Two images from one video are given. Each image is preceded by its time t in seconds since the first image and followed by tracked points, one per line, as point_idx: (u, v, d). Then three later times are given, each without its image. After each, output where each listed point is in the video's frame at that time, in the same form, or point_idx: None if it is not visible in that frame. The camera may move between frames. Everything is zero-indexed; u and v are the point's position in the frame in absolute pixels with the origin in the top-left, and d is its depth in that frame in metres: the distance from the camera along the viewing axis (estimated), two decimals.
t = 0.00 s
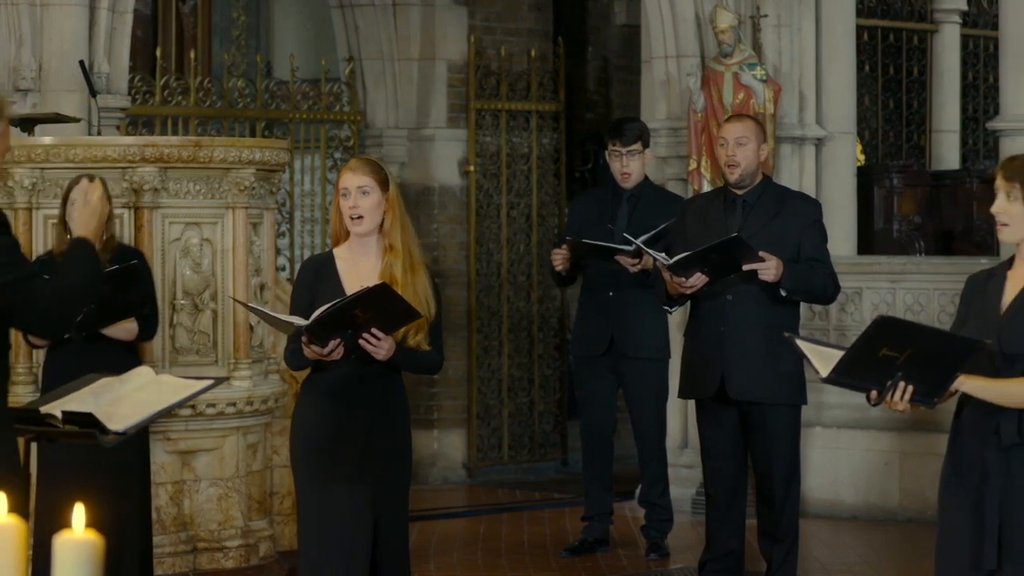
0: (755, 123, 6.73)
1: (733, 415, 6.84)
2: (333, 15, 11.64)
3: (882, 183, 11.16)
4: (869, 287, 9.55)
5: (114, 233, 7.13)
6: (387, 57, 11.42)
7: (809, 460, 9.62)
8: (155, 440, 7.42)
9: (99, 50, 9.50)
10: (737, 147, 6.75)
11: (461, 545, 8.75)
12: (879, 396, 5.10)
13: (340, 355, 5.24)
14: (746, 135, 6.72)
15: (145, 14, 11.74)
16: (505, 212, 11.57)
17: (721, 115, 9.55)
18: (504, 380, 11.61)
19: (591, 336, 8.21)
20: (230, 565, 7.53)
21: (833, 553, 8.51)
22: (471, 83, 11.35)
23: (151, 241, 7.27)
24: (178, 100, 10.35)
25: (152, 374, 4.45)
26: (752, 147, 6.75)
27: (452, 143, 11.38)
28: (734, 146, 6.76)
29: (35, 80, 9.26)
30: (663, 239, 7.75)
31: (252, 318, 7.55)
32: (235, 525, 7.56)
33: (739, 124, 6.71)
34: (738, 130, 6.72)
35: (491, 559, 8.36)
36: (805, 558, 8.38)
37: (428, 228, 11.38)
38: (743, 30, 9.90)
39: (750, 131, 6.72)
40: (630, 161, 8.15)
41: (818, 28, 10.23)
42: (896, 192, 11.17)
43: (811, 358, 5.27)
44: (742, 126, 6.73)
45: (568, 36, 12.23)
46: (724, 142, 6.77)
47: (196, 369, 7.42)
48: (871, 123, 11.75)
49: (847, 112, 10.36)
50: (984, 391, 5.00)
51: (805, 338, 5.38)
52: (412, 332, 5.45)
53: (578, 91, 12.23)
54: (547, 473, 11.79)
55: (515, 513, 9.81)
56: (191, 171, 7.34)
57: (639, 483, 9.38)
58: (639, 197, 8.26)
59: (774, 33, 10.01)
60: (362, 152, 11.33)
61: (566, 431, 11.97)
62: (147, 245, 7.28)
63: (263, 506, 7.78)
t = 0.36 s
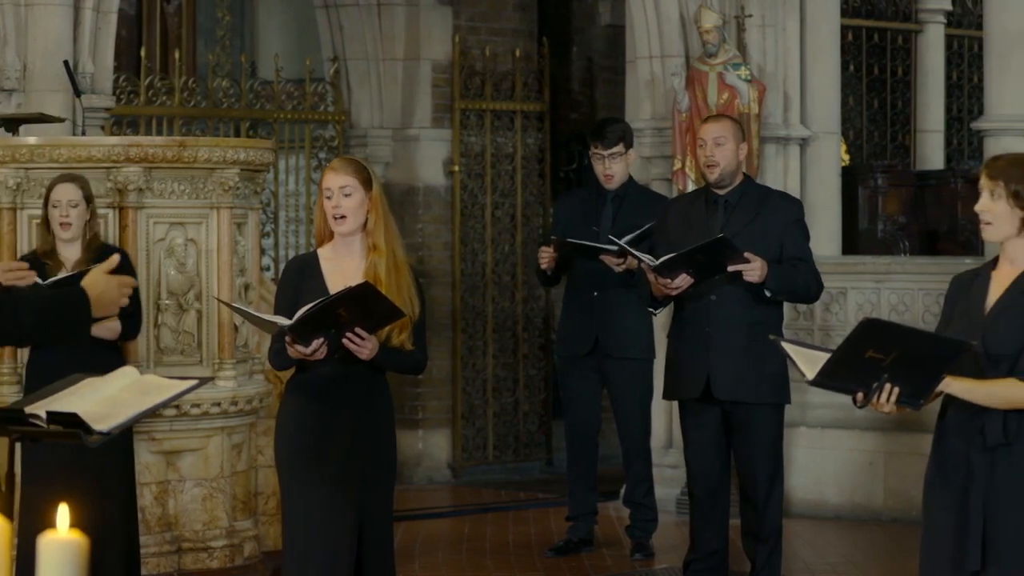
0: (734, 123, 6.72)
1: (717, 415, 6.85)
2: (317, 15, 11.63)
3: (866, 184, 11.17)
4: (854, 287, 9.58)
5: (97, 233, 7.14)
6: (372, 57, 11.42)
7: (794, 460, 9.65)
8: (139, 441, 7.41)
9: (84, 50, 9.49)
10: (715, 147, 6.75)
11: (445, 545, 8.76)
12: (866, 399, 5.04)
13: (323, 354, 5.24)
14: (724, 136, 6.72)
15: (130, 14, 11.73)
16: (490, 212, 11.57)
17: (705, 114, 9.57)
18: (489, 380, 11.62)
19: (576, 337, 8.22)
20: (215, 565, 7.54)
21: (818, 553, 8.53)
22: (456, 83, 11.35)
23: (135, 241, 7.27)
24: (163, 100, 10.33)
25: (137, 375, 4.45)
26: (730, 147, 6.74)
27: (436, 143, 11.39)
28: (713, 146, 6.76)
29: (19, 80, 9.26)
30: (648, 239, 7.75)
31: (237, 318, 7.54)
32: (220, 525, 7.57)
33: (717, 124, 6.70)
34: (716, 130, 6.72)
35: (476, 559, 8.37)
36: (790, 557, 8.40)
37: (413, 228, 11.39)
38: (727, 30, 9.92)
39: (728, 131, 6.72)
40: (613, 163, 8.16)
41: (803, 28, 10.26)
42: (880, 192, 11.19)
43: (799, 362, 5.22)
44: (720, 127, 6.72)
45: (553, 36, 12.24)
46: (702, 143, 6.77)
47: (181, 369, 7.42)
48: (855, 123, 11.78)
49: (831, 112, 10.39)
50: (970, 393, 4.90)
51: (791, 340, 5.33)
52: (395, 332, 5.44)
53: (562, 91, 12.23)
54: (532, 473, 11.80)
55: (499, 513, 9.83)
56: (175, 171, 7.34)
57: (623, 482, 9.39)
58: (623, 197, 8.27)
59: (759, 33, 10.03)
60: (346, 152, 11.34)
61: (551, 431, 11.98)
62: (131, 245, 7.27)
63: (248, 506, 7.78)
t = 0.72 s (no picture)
0: (718, 123, 6.74)
1: (706, 414, 6.86)
2: (307, 15, 11.63)
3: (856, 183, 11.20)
4: (845, 287, 9.58)
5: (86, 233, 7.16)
6: (362, 57, 11.42)
7: (783, 460, 9.67)
8: (129, 441, 7.41)
9: (73, 50, 9.49)
10: (700, 147, 6.77)
11: (435, 545, 8.77)
12: (857, 399, 5.00)
13: (311, 354, 5.24)
14: (709, 135, 6.73)
15: (120, 14, 11.73)
16: (479, 212, 11.58)
17: (694, 114, 9.59)
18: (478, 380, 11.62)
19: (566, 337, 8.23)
20: (204, 565, 7.54)
21: (807, 553, 8.54)
22: (446, 83, 11.36)
23: (125, 241, 7.28)
24: (152, 100, 10.32)
25: (126, 375, 4.45)
26: (715, 147, 6.76)
27: (426, 143, 11.39)
28: (697, 146, 6.78)
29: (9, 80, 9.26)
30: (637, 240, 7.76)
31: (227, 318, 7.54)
32: (210, 525, 7.57)
33: (701, 124, 6.72)
34: (701, 131, 6.73)
35: (466, 559, 8.38)
36: (780, 557, 8.42)
37: (402, 228, 11.39)
38: (717, 30, 9.94)
39: (713, 132, 6.73)
40: (602, 163, 8.17)
41: (792, 28, 10.27)
42: (870, 191, 11.22)
43: (788, 364, 5.19)
44: (705, 127, 6.74)
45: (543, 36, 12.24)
46: (687, 143, 6.79)
47: (171, 369, 7.41)
48: (845, 123, 11.81)
49: (822, 112, 10.39)
50: (959, 393, 4.90)
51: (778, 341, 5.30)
52: (383, 332, 5.44)
53: (552, 91, 12.24)
54: (521, 473, 11.81)
55: (489, 513, 9.84)
56: (165, 171, 7.33)
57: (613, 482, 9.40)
58: (612, 196, 8.27)
59: (748, 33, 10.06)
60: (336, 152, 11.34)
61: (541, 431, 11.98)
62: (120, 244, 7.29)
63: (238, 506, 7.78)
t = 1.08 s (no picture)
0: (702, 124, 6.74)
1: (695, 414, 6.87)
2: (296, 15, 11.63)
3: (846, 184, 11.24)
4: (834, 286, 9.62)
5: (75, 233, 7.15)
6: (352, 57, 11.42)
7: (773, 460, 9.68)
8: (119, 441, 7.42)
9: (63, 50, 9.49)
10: (683, 150, 6.77)
11: (425, 545, 8.77)
12: (846, 400, 4.94)
13: (299, 354, 5.23)
14: (694, 136, 6.74)
15: (110, 14, 11.72)
16: (469, 212, 11.59)
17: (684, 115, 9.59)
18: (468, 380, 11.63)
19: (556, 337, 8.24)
20: (194, 565, 7.54)
21: (797, 553, 8.55)
22: (436, 83, 11.37)
23: (114, 241, 7.27)
24: (142, 100, 10.32)
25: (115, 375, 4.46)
26: (700, 148, 6.77)
27: (416, 143, 11.39)
28: (680, 149, 6.78)
29: None
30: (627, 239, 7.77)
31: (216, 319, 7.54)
32: (199, 525, 7.57)
33: (685, 125, 6.74)
34: (685, 132, 6.74)
35: (456, 559, 8.39)
36: (769, 558, 8.43)
37: (392, 228, 11.39)
38: (707, 30, 9.94)
39: (696, 132, 6.74)
40: (592, 161, 8.17)
41: (783, 28, 10.28)
42: (860, 192, 11.26)
43: (777, 365, 5.19)
44: (689, 128, 6.75)
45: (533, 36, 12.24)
46: (671, 145, 6.79)
47: (161, 369, 7.41)
48: (835, 123, 11.84)
49: (811, 112, 10.41)
50: (946, 394, 4.88)
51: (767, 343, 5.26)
52: (372, 332, 5.43)
53: (542, 91, 12.25)
54: (511, 474, 11.81)
55: (479, 513, 9.84)
56: (154, 172, 7.33)
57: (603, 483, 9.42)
58: (603, 196, 8.28)
59: (738, 33, 10.06)
60: (326, 152, 11.33)
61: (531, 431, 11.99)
62: (110, 245, 7.27)
63: (227, 506, 7.78)
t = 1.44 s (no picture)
0: (685, 124, 6.74)
1: (679, 414, 6.89)
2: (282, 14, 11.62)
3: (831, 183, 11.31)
4: (820, 286, 9.64)
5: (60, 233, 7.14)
6: (338, 57, 11.43)
7: (758, 460, 9.71)
8: (104, 441, 7.42)
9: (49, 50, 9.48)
10: (666, 150, 6.76)
11: (411, 545, 8.78)
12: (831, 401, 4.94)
13: (285, 353, 5.23)
14: (677, 137, 6.73)
15: (96, 14, 11.72)
16: (455, 212, 11.60)
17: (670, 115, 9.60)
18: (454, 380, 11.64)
19: (542, 336, 8.25)
20: (179, 565, 7.54)
21: (783, 553, 8.57)
22: (422, 83, 11.37)
23: (100, 241, 7.27)
24: (128, 100, 10.32)
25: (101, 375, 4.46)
26: (682, 148, 6.76)
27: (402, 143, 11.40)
28: (664, 149, 6.77)
29: None
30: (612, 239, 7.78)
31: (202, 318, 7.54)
32: (185, 525, 7.56)
33: (668, 126, 6.72)
34: (667, 133, 6.73)
35: (441, 559, 8.39)
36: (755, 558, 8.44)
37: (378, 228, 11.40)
38: (693, 30, 9.94)
39: (679, 132, 6.72)
40: (577, 161, 8.18)
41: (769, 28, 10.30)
42: (845, 191, 11.32)
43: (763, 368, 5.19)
44: (671, 129, 6.73)
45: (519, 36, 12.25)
46: (655, 145, 6.79)
47: (147, 369, 7.41)
48: (820, 123, 11.88)
49: (797, 112, 10.44)
50: (928, 395, 4.87)
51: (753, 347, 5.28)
52: (358, 333, 5.44)
53: (527, 91, 12.26)
54: (497, 473, 11.82)
55: (465, 513, 9.86)
56: (140, 171, 7.33)
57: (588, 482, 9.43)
58: (589, 196, 8.30)
59: (724, 33, 10.06)
60: (312, 152, 11.33)
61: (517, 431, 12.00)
62: (96, 245, 7.27)
63: (213, 506, 7.78)
